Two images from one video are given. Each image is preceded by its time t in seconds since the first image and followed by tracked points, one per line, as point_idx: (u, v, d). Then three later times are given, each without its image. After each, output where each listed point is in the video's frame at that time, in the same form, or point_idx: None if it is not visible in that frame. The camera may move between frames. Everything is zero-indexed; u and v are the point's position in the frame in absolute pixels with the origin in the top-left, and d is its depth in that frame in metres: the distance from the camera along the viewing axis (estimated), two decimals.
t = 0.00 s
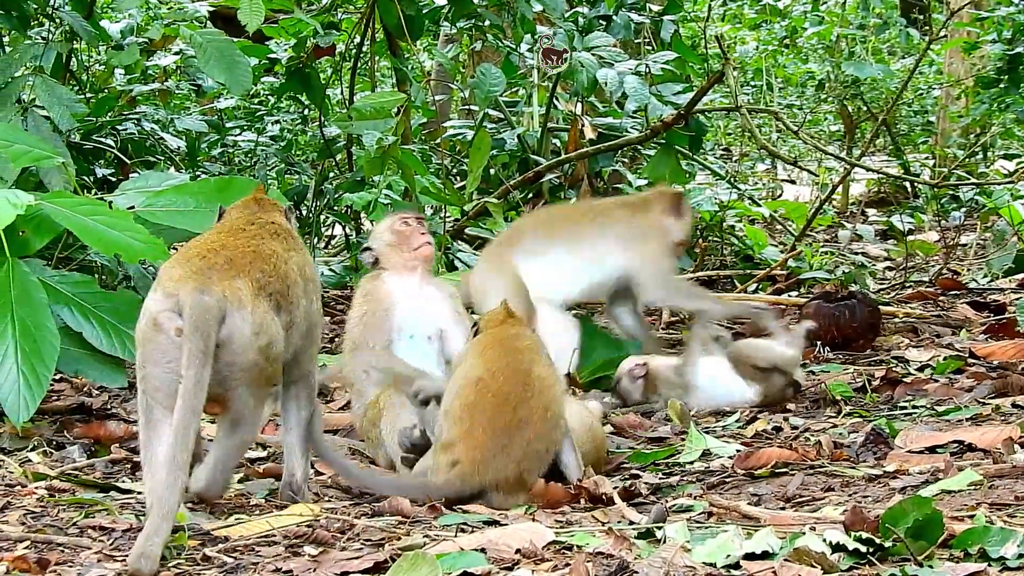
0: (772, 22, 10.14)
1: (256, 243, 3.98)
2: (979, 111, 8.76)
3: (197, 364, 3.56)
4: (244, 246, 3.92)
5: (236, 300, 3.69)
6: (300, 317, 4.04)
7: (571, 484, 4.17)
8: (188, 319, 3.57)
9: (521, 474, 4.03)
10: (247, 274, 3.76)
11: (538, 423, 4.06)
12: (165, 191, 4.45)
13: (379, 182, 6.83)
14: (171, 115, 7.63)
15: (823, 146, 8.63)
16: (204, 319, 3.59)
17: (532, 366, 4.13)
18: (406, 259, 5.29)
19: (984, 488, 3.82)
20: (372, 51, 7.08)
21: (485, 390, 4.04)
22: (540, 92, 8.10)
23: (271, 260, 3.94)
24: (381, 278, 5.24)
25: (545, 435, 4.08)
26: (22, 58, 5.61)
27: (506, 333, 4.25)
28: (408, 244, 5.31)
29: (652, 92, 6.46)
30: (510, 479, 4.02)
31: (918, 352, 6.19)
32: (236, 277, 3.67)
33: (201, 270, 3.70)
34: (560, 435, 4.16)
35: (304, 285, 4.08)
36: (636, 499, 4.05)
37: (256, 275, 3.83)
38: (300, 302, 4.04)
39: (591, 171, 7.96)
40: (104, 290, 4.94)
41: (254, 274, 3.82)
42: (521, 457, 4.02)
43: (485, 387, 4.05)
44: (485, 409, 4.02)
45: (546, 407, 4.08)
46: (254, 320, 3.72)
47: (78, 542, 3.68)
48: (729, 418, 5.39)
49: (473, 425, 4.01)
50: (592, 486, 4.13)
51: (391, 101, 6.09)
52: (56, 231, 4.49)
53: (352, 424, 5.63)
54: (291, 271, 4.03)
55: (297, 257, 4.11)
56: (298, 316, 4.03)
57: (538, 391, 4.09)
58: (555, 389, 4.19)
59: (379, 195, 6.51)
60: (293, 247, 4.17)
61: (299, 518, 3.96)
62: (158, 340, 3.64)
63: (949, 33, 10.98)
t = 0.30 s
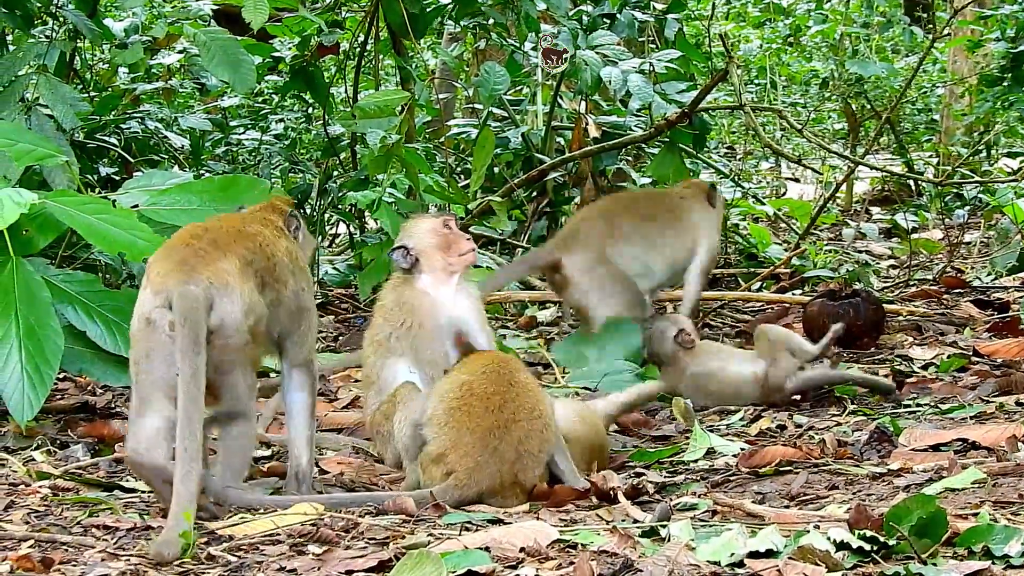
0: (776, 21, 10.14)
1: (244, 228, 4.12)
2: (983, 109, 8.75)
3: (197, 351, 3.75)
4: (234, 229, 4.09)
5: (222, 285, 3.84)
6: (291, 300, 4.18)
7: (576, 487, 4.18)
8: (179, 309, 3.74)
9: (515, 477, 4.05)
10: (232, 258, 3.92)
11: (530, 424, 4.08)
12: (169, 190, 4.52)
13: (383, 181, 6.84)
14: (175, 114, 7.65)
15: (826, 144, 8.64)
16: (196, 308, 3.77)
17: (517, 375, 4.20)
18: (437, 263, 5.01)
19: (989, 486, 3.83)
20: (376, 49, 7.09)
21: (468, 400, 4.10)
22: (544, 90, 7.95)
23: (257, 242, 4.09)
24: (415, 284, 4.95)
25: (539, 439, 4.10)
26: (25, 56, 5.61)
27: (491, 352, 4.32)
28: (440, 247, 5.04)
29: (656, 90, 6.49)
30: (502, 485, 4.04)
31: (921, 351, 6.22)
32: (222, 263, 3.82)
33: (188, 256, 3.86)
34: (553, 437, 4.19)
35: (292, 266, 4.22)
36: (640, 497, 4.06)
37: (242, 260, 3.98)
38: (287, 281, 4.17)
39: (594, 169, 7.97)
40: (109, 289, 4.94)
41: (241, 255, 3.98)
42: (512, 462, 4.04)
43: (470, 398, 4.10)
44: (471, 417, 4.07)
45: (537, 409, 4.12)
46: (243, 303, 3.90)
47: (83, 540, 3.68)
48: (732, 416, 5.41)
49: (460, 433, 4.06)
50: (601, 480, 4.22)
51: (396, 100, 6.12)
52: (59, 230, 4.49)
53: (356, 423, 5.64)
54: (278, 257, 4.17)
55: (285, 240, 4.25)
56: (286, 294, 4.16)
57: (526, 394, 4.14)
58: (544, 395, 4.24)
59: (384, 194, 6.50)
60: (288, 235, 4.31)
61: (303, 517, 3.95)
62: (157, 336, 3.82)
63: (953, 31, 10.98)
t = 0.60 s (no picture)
0: (778, 20, 10.15)
1: (236, 223, 4.27)
2: (984, 108, 8.75)
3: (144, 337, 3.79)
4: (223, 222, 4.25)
5: (184, 275, 3.96)
6: (278, 293, 4.30)
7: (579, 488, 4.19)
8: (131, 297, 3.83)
9: (519, 479, 4.06)
10: (203, 244, 4.07)
11: (534, 426, 4.11)
12: (171, 190, 4.52)
13: (384, 179, 6.84)
14: (175, 113, 7.65)
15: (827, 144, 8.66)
16: (146, 294, 3.86)
17: (520, 378, 4.22)
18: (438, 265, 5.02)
19: (989, 485, 3.83)
20: (377, 47, 7.09)
21: (478, 399, 4.09)
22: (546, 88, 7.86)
23: (245, 233, 4.23)
24: (417, 285, 4.94)
25: (542, 441, 4.12)
26: (26, 55, 5.61)
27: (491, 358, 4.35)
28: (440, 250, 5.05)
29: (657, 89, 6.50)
30: (507, 487, 4.04)
31: (921, 350, 6.23)
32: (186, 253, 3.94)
33: (162, 245, 4.00)
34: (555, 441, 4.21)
35: (286, 267, 4.35)
36: (641, 497, 4.07)
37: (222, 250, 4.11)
38: (275, 275, 4.28)
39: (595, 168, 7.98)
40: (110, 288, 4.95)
41: (216, 243, 4.11)
42: (518, 463, 4.05)
43: (477, 397, 4.10)
44: (481, 417, 4.05)
45: (539, 410, 4.15)
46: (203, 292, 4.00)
47: (83, 539, 3.68)
48: (733, 415, 5.43)
49: (469, 432, 4.04)
50: (602, 478, 4.23)
51: (398, 99, 6.15)
52: (59, 229, 4.50)
53: (357, 422, 5.65)
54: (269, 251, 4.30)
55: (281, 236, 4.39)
56: (272, 286, 4.26)
57: (529, 397, 4.16)
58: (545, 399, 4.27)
59: (385, 192, 6.49)
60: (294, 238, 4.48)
61: (304, 515, 3.96)
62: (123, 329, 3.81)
63: (954, 29, 10.98)
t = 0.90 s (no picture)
0: (778, 19, 10.16)
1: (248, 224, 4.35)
2: (984, 107, 8.76)
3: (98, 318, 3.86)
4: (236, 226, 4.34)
5: (165, 266, 4.01)
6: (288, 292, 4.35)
7: (580, 488, 4.18)
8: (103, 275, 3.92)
9: (517, 474, 4.07)
10: (198, 239, 4.11)
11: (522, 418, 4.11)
12: (171, 189, 4.52)
13: (383, 178, 6.84)
14: (176, 112, 7.67)
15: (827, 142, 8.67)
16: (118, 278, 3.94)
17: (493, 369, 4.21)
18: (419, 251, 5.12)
19: (989, 484, 3.83)
20: (377, 47, 7.10)
21: (466, 405, 4.04)
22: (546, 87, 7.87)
23: (257, 236, 4.28)
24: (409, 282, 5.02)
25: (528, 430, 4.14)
26: (26, 54, 5.61)
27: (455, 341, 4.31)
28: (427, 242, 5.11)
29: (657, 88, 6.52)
30: (506, 483, 4.04)
31: (921, 348, 6.24)
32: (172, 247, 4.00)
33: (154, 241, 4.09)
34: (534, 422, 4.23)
35: (307, 268, 4.42)
36: (641, 496, 4.07)
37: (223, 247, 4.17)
38: (291, 278, 4.35)
39: (596, 168, 7.99)
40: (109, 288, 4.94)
41: (214, 240, 4.16)
42: (514, 458, 4.06)
43: (464, 397, 4.06)
44: (472, 421, 4.02)
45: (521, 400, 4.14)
46: (181, 281, 4.01)
47: (83, 538, 3.67)
48: (733, 414, 5.43)
49: (467, 438, 4.01)
50: (601, 481, 4.21)
51: (398, 98, 6.17)
52: (59, 229, 4.50)
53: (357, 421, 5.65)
54: (281, 249, 4.35)
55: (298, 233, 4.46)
56: (285, 288, 4.33)
57: (509, 388, 4.16)
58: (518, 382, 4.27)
59: (384, 191, 6.49)
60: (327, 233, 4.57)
61: (304, 514, 3.96)
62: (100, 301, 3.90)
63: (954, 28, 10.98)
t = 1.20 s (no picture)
0: (777, 17, 10.16)
1: (278, 226, 4.58)
2: (984, 106, 8.76)
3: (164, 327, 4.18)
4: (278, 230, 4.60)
5: (223, 276, 4.30)
6: (324, 291, 4.59)
7: (579, 488, 4.17)
8: (164, 290, 4.21)
9: (502, 470, 4.05)
10: (243, 251, 4.36)
11: (497, 409, 4.07)
12: (168, 187, 4.56)
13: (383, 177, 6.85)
14: (175, 111, 7.71)
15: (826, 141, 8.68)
16: (178, 292, 4.23)
17: (465, 363, 4.18)
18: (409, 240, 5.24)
19: (987, 484, 3.83)
20: (376, 45, 7.11)
21: (434, 409, 4.01)
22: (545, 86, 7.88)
23: (295, 238, 4.56)
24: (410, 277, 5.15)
25: (508, 419, 4.10)
26: (25, 52, 5.62)
27: (429, 337, 4.28)
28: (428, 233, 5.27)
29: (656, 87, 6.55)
30: (492, 478, 4.03)
31: (920, 348, 6.24)
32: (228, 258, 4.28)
33: (206, 253, 4.33)
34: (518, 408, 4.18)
35: (342, 263, 4.68)
36: (640, 495, 4.08)
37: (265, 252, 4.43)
38: (329, 276, 4.61)
39: (595, 167, 8.00)
40: (108, 285, 4.95)
41: (255, 247, 4.40)
42: (495, 451, 4.03)
43: (429, 399, 4.05)
44: (444, 424, 4.00)
45: (495, 392, 4.10)
46: (240, 288, 4.32)
47: (82, 537, 3.68)
48: (732, 413, 5.44)
49: (442, 442, 3.99)
50: (601, 482, 4.20)
51: (398, 97, 6.20)
52: (59, 226, 4.51)
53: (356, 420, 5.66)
54: (313, 249, 4.60)
55: (324, 232, 4.70)
56: (327, 287, 4.59)
57: (482, 381, 4.12)
58: (496, 373, 4.23)
59: (383, 190, 6.50)
60: (345, 226, 4.81)
61: (303, 513, 3.96)
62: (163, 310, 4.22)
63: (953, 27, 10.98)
